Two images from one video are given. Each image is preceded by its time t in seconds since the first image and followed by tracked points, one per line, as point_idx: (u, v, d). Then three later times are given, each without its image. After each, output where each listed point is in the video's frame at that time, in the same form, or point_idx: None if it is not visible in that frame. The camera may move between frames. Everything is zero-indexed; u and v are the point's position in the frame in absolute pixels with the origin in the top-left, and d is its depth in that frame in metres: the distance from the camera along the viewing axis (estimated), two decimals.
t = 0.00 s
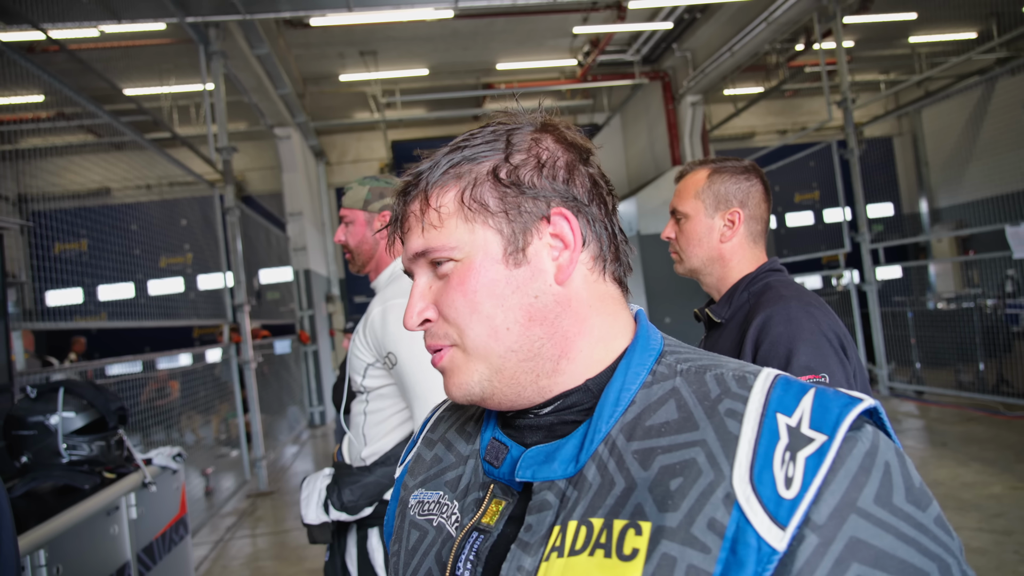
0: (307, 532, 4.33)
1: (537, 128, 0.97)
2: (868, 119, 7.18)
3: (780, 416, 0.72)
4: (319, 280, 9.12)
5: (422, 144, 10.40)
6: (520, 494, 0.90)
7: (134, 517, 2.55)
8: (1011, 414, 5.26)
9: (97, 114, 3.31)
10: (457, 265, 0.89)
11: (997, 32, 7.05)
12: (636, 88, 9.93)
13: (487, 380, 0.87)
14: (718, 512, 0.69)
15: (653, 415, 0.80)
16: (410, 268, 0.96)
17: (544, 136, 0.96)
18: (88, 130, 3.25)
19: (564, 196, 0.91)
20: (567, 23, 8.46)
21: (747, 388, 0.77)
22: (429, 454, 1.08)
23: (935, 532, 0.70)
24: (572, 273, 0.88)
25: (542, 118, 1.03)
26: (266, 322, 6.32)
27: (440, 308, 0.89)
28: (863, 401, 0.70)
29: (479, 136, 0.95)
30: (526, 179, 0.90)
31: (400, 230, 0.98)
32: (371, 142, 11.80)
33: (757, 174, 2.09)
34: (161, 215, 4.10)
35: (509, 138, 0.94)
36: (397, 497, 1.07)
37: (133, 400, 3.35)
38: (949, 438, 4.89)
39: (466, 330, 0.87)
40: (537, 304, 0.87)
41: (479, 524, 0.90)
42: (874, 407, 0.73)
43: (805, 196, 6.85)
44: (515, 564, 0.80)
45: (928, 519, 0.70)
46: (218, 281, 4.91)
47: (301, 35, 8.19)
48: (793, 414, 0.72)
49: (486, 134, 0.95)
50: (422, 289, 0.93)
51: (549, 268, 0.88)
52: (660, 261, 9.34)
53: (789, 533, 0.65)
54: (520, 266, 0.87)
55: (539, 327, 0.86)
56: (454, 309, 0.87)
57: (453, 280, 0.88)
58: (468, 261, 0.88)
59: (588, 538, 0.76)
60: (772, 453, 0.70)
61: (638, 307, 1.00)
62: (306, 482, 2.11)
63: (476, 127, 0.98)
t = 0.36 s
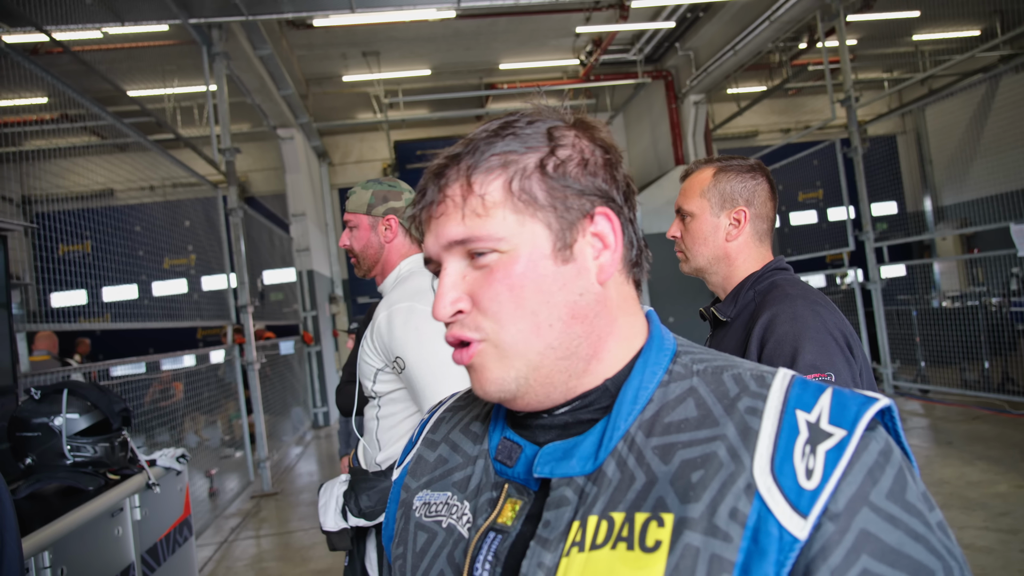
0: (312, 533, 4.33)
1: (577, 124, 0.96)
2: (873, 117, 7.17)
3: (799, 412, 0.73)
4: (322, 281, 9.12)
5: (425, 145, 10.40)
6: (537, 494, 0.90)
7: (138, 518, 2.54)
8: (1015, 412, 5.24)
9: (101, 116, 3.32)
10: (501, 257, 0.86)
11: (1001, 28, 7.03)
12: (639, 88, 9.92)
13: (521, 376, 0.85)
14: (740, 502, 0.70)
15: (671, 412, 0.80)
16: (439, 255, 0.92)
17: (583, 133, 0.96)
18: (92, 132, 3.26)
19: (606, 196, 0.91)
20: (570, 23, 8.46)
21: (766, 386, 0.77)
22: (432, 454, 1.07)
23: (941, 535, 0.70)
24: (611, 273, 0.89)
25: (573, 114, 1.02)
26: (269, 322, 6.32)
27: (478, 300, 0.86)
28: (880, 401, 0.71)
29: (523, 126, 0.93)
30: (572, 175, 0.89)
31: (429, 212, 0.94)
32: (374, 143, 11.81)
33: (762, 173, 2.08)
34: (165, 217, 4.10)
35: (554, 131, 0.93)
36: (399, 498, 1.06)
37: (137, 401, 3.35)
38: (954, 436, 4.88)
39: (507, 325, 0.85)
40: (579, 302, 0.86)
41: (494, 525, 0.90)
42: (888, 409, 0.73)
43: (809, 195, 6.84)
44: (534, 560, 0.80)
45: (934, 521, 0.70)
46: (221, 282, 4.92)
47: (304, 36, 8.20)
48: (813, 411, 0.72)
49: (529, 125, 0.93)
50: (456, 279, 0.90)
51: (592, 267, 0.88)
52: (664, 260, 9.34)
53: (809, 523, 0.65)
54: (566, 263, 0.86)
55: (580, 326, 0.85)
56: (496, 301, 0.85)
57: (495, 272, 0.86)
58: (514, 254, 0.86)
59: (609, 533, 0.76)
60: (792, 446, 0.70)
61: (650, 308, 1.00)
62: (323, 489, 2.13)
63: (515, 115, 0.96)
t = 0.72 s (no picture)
0: (306, 533, 4.31)
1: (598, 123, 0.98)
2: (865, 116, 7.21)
3: (806, 408, 0.73)
4: (316, 281, 9.10)
5: (419, 144, 10.38)
6: (540, 492, 0.89)
7: (130, 520, 2.53)
8: (1007, 411, 5.28)
9: (93, 115, 3.29)
10: (546, 247, 0.86)
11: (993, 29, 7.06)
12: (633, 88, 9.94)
13: (561, 371, 0.86)
14: (749, 498, 0.70)
15: (677, 410, 0.81)
16: (473, 242, 0.90)
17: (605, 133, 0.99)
18: (84, 131, 3.24)
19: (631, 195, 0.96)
20: (564, 22, 8.46)
21: (772, 383, 0.78)
22: (429, 454, 1.08)
23: (948, 527, 0.70)
24: (636, 271, 0.94)
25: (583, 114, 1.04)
26: (263, 322, 6.31)
27: (523, 289, 0.86)
28: (883, 397, 0.72)
29: (556, 117, 0.94)
30: (606, 169, 0.92)
31: (462, 198, 0.92)
32: (368, 142, 11.80)
33: (760, 171, 2.09)
34: (157, 216, 4.08)
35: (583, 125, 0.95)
36: (396, 498, 1.07)
37: (130, 402, 3.34)
38: (946, 435, 4.90)
39: (553, 316, 0.85)
40: (615, 297, 0.89)
41: (497, 524, 0.90)
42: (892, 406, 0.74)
43: (802, 194, 6.87)
44: (541, 560, 0.80)
45: (940, 512, 0.71)
46: (215, 282, 4.90)
47: (298, 35, 8.19)
48: (819, 406, 0.73)
49: (561, 117, 0.94)
50: (494, 267, 0.89)
51: (623, 263, 0.92)
52: (658, 259, 9.35)
53: (818, 518, 0.65)
54: (606, 258, 0.89)
55: (615, 320, 0.88)
56: (543, 291, 0.85)
57: (541, 261, 0.86)
58: (560, 244, 0.86)
59: (616, 532, 0.76)
60: (800, 442, 0.71)
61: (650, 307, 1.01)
62: (332, 488, 2.12)
63: (541, 107, 0.96)
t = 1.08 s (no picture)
0: (301, 531, 4.31)
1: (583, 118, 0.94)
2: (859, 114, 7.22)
3: (782, 377, 0.73)
4: (311, 278, 9.09)
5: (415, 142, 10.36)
6: (524, 480, 0.89)
7: (124, 519, 2.51)
8: (1000, 408, 5.30)
9: (86, 112, 3.29)
10: (475, 242, 0.87)
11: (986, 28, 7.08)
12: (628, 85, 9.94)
13: (482, 365, 0.87)
14: (730, 472, 0.70)
15: (654, 391, 0.81)
16: (419, 231, 0.93)
17: (588, 130, 0.94)
18: (77, 129, 3.24)
19: (596, 194, 0.90)
20: (559, 20, 8.46)
21: (748, 354, 0.78)
22: (437, 438, 1.10)
23: (930, 482, 0.70)
24: (590, 273, 0.88)
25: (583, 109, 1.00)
26: (259, 320, 6.30)
27: (447, 282, 0.87)
28: (858, 362, 0.72)
29: (523, 113, 0.92)
30: (562, 169, 0.88)
31: (415, 188, 0.95)
32: (362, 140, 11.79)
33: (758, 167, 2.09)
34: (151, 215, 4.07)
35: (553, 121, 0.92)
36: (408, 484, 1.09)
37: (125, 400, 3.33)
38: (940, 432, 4.92)
39: (471, 310, 0.86)
40: (549, 298, 0.86)
41: (483, 513, 0.90)
42: (868, 369, 0.74)
43: (797, 192, 6.88)
44: (525, 548, 0.80)
45: (919, 470, 0.71)
46: (208, 280, 4.89)
47: (292, 32, 8.17)
48: (794, 374, 0.73)
49: (531, 113, 0.93)
50: (429, 258, 0.91)
51: (568, 265, 0.87)
52: (653, 257, 9.36)
53: (798, 484, 0.65)
54: (540, 257, 0.86)
55: (547, 321, 0.86)
56: (463, 285, 0.86)
57: (468, 256, 0.87)
58: (488, 240, 0.86)
59: (599, 520, 0.76)
60: (777, 410, 0.71)
61: (644, 289, 0.99)
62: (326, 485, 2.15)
63: (520, 103, 0.94)
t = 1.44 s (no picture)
0: (300, 527, 4.31)
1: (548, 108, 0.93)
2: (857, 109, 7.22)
3: (791, 383, 0.73)
4: (310, 274, 9.08)
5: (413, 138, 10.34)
6: (519, 483, 0.90)
7: (121, 515, 2.52)
8: (998, 402, 5.31)
9: (82, 109, 3.28)
10: (456, 254, 0.86)
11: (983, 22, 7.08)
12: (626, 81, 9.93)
13: (479, 379, 0.87)
14: (737, 483, 0.70)
15: (659, 396, 0.80)
16: (397, 246, 0.92)
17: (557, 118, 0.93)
18: (73, 124, 3.23)
19: (576, 188, 0.90)
20: (557, 15, 8.44)
21: (755, 358, 0.77)
22: (434, 438, 1.09)
23: (939, 493, 0.70)
24: (577, 271, 0.87)
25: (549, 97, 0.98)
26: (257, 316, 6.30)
27: (433, 300, 0.87)
28: (870, 369, 0.71)
29: (487, 113, 0.90)
30: (536, 166, 0.88)
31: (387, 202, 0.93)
32: (360, 136, 11.79)
33: (757, 162, 2.08)
34: (149, 211, 4.06)
35: (521, 117, 0.91)
36: (406, 485, 1.09)
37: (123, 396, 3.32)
38: (938, 426, 4.93)
39: (461, 327, 0.86)
40: (539, 303, 0.86)
41: (478, 516, 0.91)
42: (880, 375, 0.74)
43: (795, 187, 6.87)
44: (525, 556, 0.80)
45: (930, 480, 0.71)
46: (206, 276, 4.88)
47: (289, 28, 8.16)
48: (804, 381, 0.73)
49: (495, 111, 0.91)
50: (412, 273, 0.90)
51: (554, 266, 0.87)
52: (652, 253, 9.36)
53: (808, 497, 0.65)
54: (525, 263, 0.85)
55: (540, 327, 0.86)
56: (450, 302, 0.86)
57: (450, 270, 0.86)
58: (469, 251, 0.85)
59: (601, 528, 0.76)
60: (787, 420, 0.70)
61: (641, 286, 0.99)
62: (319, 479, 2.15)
63: (480, 99, 0.93)
